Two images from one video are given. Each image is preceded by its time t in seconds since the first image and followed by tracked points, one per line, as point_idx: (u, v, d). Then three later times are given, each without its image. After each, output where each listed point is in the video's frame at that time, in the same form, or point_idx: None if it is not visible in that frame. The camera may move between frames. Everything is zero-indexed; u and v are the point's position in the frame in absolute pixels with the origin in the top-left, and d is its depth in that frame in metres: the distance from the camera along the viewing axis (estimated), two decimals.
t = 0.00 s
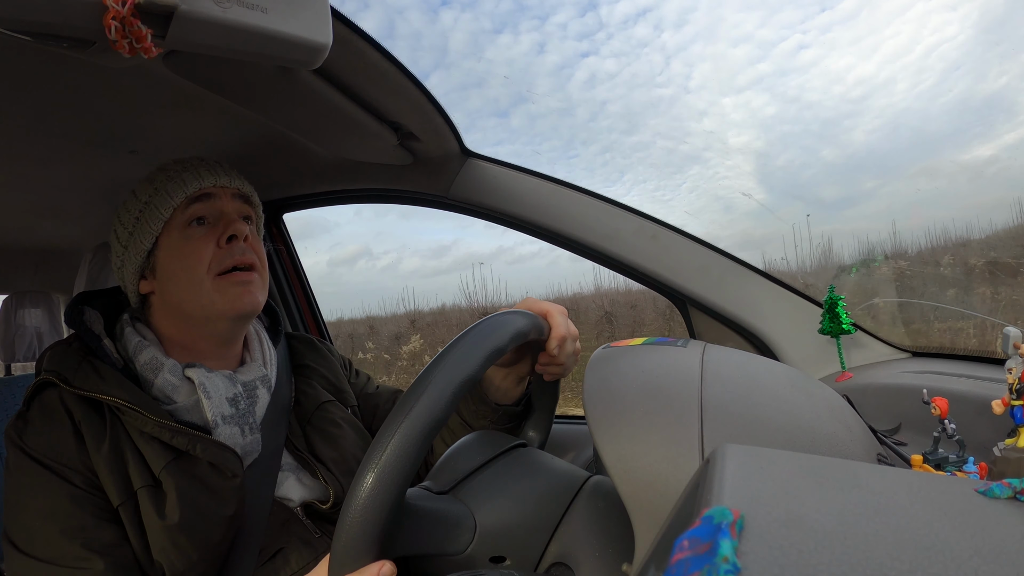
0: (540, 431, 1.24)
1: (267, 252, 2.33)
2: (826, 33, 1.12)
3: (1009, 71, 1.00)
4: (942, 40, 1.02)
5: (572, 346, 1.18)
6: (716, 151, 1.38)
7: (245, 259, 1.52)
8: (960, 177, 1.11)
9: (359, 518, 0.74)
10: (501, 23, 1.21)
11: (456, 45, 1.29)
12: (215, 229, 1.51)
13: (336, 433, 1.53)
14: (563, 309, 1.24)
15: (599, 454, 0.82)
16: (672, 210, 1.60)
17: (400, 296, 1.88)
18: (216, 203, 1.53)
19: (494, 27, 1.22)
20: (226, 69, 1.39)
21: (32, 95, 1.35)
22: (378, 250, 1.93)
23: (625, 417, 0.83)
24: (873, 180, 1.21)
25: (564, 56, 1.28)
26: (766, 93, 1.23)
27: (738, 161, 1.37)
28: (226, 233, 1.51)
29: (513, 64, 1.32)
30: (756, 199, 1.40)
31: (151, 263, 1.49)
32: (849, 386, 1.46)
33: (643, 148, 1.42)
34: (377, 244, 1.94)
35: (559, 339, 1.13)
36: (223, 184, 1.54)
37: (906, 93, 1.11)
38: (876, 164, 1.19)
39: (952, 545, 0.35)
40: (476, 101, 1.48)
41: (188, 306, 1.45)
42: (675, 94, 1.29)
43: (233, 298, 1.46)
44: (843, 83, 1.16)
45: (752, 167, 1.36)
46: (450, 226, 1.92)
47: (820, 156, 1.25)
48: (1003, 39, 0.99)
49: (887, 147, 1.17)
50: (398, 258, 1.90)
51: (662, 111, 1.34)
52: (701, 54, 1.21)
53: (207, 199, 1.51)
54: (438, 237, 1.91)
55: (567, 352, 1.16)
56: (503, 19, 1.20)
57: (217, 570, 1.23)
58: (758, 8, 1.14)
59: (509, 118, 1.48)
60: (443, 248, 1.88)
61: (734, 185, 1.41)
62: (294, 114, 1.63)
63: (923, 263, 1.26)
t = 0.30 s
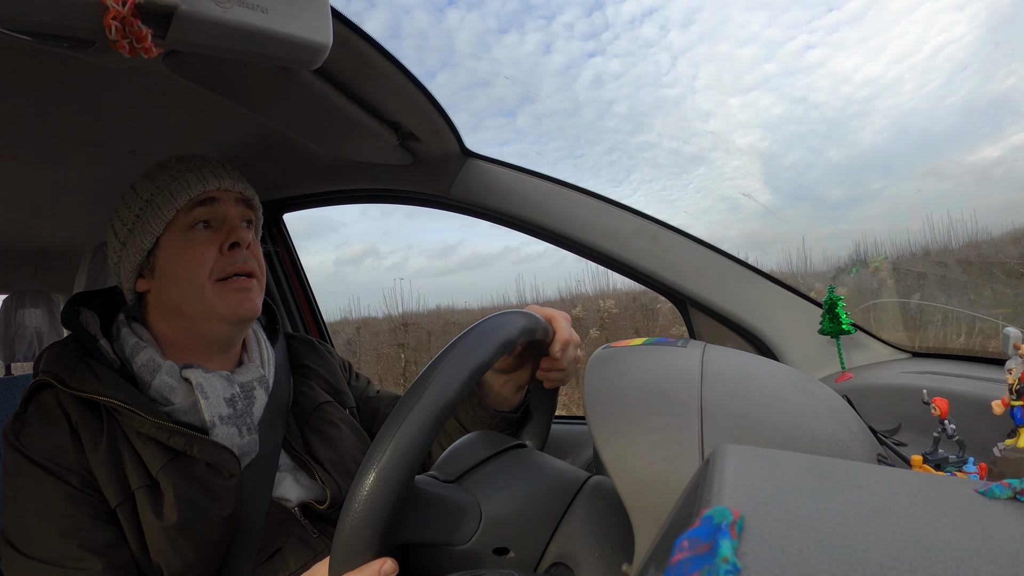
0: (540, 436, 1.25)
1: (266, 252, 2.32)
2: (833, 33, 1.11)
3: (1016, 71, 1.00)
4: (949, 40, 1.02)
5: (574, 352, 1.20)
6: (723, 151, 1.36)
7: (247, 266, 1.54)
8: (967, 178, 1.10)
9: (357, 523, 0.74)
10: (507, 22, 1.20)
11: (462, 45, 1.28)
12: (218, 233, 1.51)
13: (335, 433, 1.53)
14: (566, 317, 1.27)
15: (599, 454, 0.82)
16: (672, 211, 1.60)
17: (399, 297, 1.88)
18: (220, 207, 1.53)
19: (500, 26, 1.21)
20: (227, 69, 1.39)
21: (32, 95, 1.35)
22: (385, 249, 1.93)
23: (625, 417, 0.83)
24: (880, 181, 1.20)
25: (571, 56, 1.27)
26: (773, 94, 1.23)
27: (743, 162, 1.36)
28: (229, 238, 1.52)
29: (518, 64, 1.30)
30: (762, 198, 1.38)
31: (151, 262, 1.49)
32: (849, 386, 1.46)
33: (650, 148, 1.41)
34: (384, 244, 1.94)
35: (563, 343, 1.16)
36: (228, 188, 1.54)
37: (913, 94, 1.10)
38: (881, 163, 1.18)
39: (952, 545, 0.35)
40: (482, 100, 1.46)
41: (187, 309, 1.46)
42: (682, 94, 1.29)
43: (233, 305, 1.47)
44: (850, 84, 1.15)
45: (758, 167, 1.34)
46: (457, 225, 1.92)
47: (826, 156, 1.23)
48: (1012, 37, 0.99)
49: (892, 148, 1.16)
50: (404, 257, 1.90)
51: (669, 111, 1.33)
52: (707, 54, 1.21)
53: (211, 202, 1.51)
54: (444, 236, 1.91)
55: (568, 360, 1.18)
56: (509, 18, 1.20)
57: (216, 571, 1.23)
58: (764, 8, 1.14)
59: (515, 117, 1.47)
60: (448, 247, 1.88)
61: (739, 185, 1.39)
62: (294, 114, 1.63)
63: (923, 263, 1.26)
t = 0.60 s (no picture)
0: (539, 440, 1.25)
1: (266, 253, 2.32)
2: (843, 34, 1.12)
3: None
4: (960, 41, 1.02)
5: (575, 358, 1.22)
6: (732, 153, 1.38)
7: (256, 269, 1.54)
8: (976, 182, 1.09)
9: (352, 525, 0.74)
10: (518, 23, 1.20)
11: (472, 44, 1.27)
12: (228, 235, 1.52)
13: (333, 434, 1.53)
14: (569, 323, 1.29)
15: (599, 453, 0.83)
16: (673, 211, 1.60)
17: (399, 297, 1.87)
18: (231, 209, 1.53)
19: (510, 27, 1.22)
20: (227, 69, 1.38)
21: (32, 95, 1.35)
22: (393, 249, 1.95)
23: (625, 417, 0.83)
24: (891, 183, 1.20)
25: (581, 56, 1.27)
26: (783, 95, 1.23)
27: (754, 163, 1.36)
28: (240, 240, 1.52)
29: (528, 64, 1.31)
30: (772, 200, 1.39)
31: (158, 261, 1.48)
32: (849, 386, 1.46)
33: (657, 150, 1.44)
34: (392, 243, 1.96)
35: (565, 345, 1.17)
36: (239, 191, 1.54)
37: (923, 96, 1.11)
38: (897, 168, 1.18)
39: (952, 545, 0.35)
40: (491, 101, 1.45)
41: (195, 310, 1.46)
42: (691, 95, 1.30)
43: (243, 307, 1.48)
44: (860, 85, 1.16)
45: (769, 169, 1.34)
46: (465, 225, 1.91)
47: (835, 158, 1.25)
48: None
49: (903, 151, 1.16)
50: (413, 257, 1.89)
51: (679, 110, 1.33)
52: (718, 55, 1.22)
53: (222, 204, 1.51)
54: (452, 236, 1.91)
55: (568, 365, 1.20)
56: (519, 19, 1.20)
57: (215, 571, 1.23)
58: (775, 10, 1.15)
59: (524, 119, 1.47)
60: (457, 247, 1.88)
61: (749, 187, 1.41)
62: (294, 115, 1.63)
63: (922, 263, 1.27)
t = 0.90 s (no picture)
0: (539, 441, 1.26)
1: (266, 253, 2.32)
2: (854, 32, 1.11)
3: None
4: (971, 40, 1.01)
5: (576, 361, 1.22)
6: (745, 151, 1.34)
7: (252, 271, 1.53)
8: (987, 182, 1.09)
9: (354, 525, 0.74)
10: (527, 21, 1.20)
11: (483, 43, 1.26)
12: (225, 237, 1.51)
13: (334, 435, 1.53)
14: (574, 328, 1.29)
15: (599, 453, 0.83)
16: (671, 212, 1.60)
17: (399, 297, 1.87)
18: (228, 210, 1.53)
19: (520, 25, 1.21)
20: (227, 69, 1.38)
21: (32, 95, 1.35)
22: (404, 247, 1.93)
23: (625, 417, 0.83)
24: (902, 183, 1.19)
25: (591, 55, 1.25)
26: (794, 93, 1.21)
27: (763, 162, 1.33)
28: (236, 244, 1.52)
29: (538, 63, 1.29)
30: (782, 199, 1.36)
31: (155, 262, 1.48)
32: (849, 386, 1.46)
33: (671, 147, 1.38)
34: (402, 240, 1.94)
35: (567, 348, 1.18)
36: (235, 194, 1.54)
37: (934, 95, 1.09)
38: (906, 166, 1.17)
39: (952, 545, 0.35)
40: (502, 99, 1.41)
41: (191, 312, 1.46)
42: (701, 94, 1.27)
43: (238, 309, 1.47)
44: (871, 84, 1.14)
45: (778, 168, 1.31)
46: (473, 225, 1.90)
47: (846, 157, 1.23)
48: None
49: (913, 151, 1.15)
50: (422, 255, 1.88)
51: (689, 110, 1.30)
52: (729, 53, 1.20)
53: (218, 207, 1.50)
54: (461, 236, 1.89)
55: (568, 366, 1.20)
56: (528, 17, 1.19)
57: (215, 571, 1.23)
58: (784, 8, 1.13)
59: (535, 117, 1.43)
60: (466, 247, 1.86)
61: (761, 187, 1.37)
62: (294, 115, 1.63)
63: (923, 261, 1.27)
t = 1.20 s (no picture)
0: (539, 442, 1.26)
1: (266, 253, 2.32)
2: (865, 29, 1.11)
3: None
4: (984, 38, 1.00)
5: (576, 365, 1.22)
6: (755, 148, 1.33)
7: (259, 273, 1.54)
8: (1000, 179, 1.08)
9: (356, 524, 0.74)
10: (538, 18, 1.19)
11: (494, 39, 1.24)
12: (232, 238, 1.51)
13: (335, 436, 1.53)
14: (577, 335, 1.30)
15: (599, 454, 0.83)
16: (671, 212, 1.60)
17: (399, 297, 1.87)
18: (235, 211, 1.53)
19: (530, 22, 1.20)
20: (227, 69, 1.38)
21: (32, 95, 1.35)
22: (414, 244, 1.90)
23: (625, 418, 0.83)
24: (914, 181, 1.17)
25: (599, 53, 1.24)
26: (805, 91, 1.21)
27: (776, 159, 1.32)
28: (243, 244, 1.52)
29: (549, 60, 1.28)
30: (794, 198, 1.34)
31: (161, 262, 1.47)
32: (848, 386, 1.46)
33: (679, 146, 1.38)
34: (413, 239, 1.91)
35: (567, 351, 1.19)
36: (243, 194, 1.54)
37: (947, 93, 1.08)
38: (914, 164, 1.16)
39: (952, 545, 0.35)
40: (511, 98, 1.40)
41: (198, 313, 1.46)
42: (711, 92, 1.27)
43: (246, 310, 1.48)
44: (883, 82, 1.14)
45: (790, 166, 1.30)
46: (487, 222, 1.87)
47: (858, 156, 1.22)
48: None
49: (927, 147, 1.13)
50: (433, 253, 1.85)
51: (699, 108, 1.30)
52: (739, 51, 1.20)
53: (226, 207, 1.51)
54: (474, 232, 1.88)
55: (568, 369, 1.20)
56: (538, 14, 1.19)
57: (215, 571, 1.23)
58: (796, 5, 1.13)
59: (544, 114, 1.43)
60: (478, 244, 1.85)
61: (771, 185, 1.35)
62: (294, 115, 1.63)
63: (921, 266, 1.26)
